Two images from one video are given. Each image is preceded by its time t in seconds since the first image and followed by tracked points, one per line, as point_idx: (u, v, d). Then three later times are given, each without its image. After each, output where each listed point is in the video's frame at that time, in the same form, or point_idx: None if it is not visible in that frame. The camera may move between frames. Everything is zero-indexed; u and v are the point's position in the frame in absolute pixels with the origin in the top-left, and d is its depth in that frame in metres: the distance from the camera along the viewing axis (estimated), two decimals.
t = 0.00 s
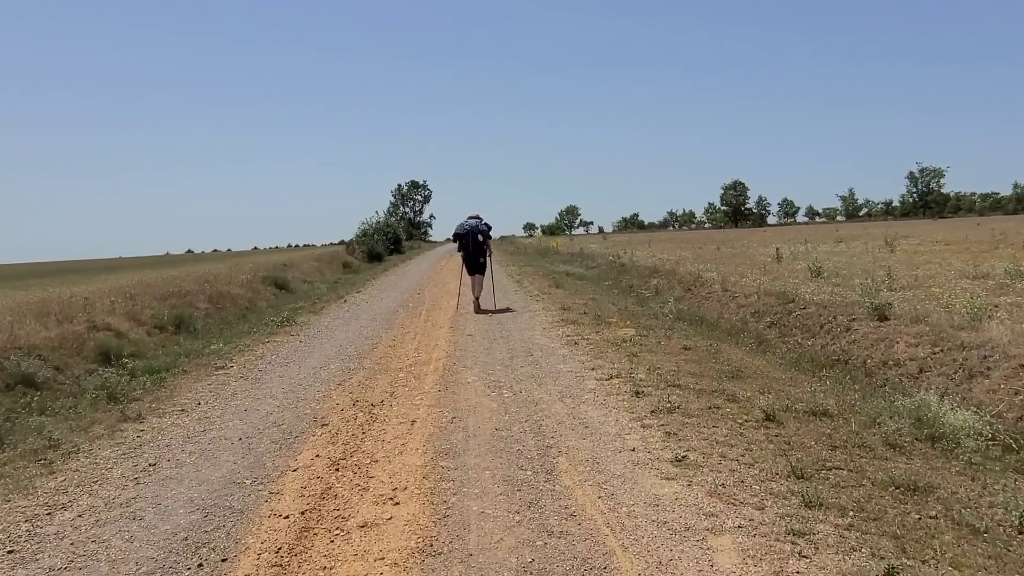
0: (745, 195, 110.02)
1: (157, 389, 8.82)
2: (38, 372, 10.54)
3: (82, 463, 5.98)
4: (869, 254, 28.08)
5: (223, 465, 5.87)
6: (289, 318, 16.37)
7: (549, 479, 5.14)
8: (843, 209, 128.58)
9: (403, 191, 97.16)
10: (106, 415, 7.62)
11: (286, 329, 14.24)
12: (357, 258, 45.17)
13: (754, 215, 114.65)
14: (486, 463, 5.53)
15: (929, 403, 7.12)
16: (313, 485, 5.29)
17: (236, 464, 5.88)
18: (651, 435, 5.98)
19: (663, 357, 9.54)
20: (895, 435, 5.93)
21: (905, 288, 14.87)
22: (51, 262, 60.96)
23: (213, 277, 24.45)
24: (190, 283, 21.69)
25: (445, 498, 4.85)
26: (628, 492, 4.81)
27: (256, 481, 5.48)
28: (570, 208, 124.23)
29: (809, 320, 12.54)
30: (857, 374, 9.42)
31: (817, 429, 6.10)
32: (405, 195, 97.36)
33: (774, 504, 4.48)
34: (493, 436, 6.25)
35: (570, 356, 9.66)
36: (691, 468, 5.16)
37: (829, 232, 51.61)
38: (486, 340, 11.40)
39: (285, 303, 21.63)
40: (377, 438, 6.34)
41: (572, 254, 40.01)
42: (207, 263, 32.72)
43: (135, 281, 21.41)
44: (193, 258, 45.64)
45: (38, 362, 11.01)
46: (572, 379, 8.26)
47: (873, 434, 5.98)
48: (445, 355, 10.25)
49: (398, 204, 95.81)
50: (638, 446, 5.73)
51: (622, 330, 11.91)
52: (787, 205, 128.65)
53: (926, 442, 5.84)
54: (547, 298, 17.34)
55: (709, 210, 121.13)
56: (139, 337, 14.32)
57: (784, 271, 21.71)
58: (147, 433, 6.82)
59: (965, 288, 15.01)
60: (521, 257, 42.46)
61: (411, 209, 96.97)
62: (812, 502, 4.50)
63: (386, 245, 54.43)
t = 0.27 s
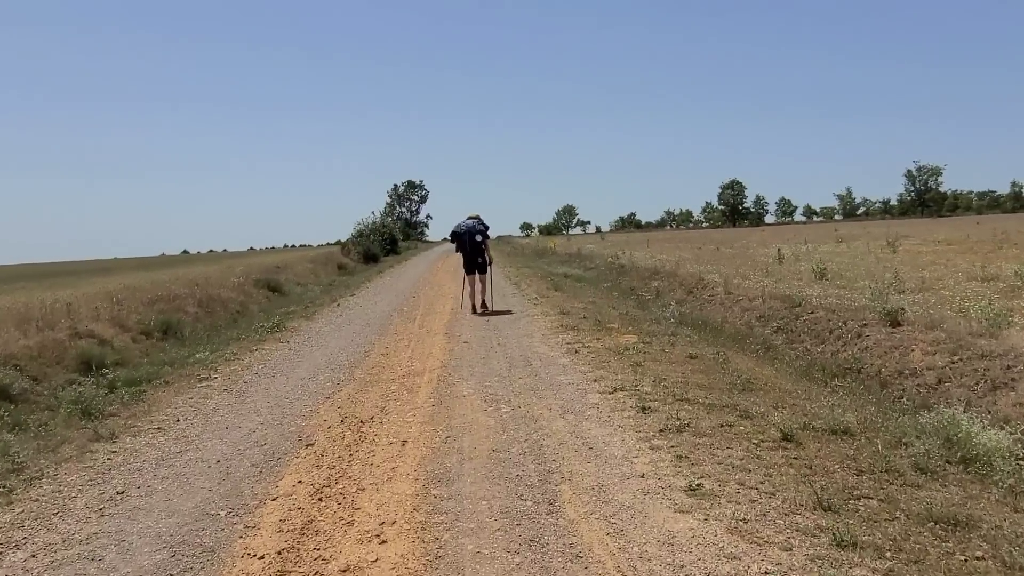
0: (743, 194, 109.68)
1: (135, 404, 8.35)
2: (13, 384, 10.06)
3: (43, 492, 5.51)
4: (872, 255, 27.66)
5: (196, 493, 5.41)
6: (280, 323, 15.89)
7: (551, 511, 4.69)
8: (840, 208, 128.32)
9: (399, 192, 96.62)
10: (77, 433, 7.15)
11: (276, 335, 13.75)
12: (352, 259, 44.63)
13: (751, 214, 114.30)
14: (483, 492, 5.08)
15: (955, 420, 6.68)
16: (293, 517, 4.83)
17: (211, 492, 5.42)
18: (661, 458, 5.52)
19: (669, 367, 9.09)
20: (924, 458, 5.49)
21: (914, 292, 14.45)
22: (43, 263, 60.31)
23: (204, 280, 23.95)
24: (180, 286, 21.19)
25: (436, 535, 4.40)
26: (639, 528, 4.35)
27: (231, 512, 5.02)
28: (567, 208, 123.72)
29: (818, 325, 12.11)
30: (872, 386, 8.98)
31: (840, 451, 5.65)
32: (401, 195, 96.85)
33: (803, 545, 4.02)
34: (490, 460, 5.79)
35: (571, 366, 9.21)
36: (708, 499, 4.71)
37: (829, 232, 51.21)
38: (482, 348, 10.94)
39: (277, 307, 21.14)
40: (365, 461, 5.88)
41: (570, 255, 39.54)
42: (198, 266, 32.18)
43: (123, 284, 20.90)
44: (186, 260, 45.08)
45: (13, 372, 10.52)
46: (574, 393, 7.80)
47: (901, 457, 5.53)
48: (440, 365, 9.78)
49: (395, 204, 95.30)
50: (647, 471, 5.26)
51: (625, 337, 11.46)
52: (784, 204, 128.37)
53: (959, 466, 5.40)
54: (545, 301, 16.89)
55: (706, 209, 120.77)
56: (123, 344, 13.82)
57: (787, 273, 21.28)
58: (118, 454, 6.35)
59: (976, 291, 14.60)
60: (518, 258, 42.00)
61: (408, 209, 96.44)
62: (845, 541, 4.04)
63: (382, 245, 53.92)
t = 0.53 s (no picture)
0: (744, 192, 109.16)
1: (110, 401, 7.86)
2: None
3: None
4: (878, 253, 27.16)
5: (164, 501, 4.92)
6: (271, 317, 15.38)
7: (554, 527, 4.20)
8: (842, 207, 127.79)
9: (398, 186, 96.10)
10: (43, 432, 6.66)
11: (266, 329, 13.27)
12: (350, 253, 44.14)
13: (752, 212, 113.82)
14: (478, 504, 4.60)
15: (988, 426, 6.20)
16: (267, 531, 4.35)
17: (180, 500, 4.93)
18: (674, 467, 5.04)
19: (677, 366, 8.62)
20: (962, 469, 5.01)
21: (928, 290, 13.98)
22: (39, 255, 59.77)
23: (196, 273, 23.43)
24: (171, 278, 20.69)
25: (426, 554, 3.92)
26: (652, 549, 3.88)
27: (199, 524, 4.53)
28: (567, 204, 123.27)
29: (829, 324, 11.63)
30: (891, 390, 8.51)
31: (870, 461, 5.17)
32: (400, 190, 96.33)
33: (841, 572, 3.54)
34: (487, 466, 5.31)
35: (573, 365, 8.73)
36: (728, 514, 4.23)
37: (832, 230, 50.70)
38: (480, 345, 10.46)
39: (271, 301, 20.62)
40: (351, 466, 5.40)
41: (570, 251, 39.06)
42: (193, 258, 31.69)
43: (113, 276, 20.38)
44: (181, 253, 44.57)
45: None
46: (576, 394, 7.32)
47: (936, 468, 5.05)
48: (435, 363, 9.30)
49: (394, 199, 94.74)
50: (659, 482, 4.78)
51: (629, 334, 10.98)
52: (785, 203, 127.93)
53: (1001, 479, 4.92)
54: (546, 297, 16.40)
55: (707, 207, 120.27)
56: (109, 337, 13.35)
57: (793, 271, 20.81)
58: (83, 456, 5.86)
59: (991, 290, 14.12)
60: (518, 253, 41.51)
61: (407, 204, 95.88)
62: (888, 567, 3.56)
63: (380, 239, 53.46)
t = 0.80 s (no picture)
0: (751, 192, 108.47)
1: (95, 414, 7.46)
2: None
3: None
4: (891, 255, 26.61)
5: (140, 534, 4.51)
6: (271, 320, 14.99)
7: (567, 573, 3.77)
8: (850, 208, 126.95)
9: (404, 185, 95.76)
10: (21, 450, 6.26)
11: (265, 334, 12.88)
12: (354, 252, 43.77)
13: (759, 213, 113.15)
14: (483, 542, 4.17)
15: None
16: (250, 573, 3.93)
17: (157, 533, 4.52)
18: (698, 500, 4.61)
19: (693, 379, 8.19)
20: (1015, 504, 4.56)
21: (950, 297, 13.48)
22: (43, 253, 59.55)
23: (197, 273, 23.05)
24: (171, 279, 20.31)
25: None
26: None
27: (174, 563, 4.12)
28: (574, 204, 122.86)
29: (849, 332, 11.17)
30: (920, 405, 8.05)
31: (912, 494, 4.72)
32: (406, 189, 96.02)
33: None
34: (492, 496, 4.89)
35: (583, 377, 8.29)
36: (762, 560, 3.80)
37: (841, 231, 50.08)
38: (486, 354, 10.04)
39: (272, 302, 20.23)
40: (344, 494, 4.98)
41: (577, 251, 38.58)
42: (195, 258, 31.32)
43: (112, 276, 20.01)
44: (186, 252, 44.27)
45: None
46: (588, 411, 6.88)
47: (986, 503, 4.60)
48: (438, 373, 8.88)
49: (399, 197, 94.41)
50: (683, 519, 4.34)
51: (641, 343, 10.54)
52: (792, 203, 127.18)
53: None
54: (553, 301, 15.98)
55: (714, 207, 119.60)
56: (103, 342, 12.96)
57: (807, 274, 20.31)
58: (58, 480, 5.45)
59: (1015, 297, 13.62)
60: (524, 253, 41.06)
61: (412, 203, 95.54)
62: None
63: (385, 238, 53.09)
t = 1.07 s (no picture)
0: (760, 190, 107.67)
1: (78, 421, 7.04)
2: None
3: None
4: (908, 253, 26.01)
5: (108, 561, 4.07)
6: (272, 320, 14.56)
7: None
8: (859, 206, 125.99)
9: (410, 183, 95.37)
10: None
11: (265, 334, 12.45)
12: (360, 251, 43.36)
13: (767, 211, 112.41)
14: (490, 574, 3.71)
15: None
16: None
17: (128, 559, 4.08)
18: (731, 525, 4.13)
19: (713, 384, 7.71)
20: None
21: (976, 296, 12.94)
22: (48, 252, 59.34)
23: (198, 272, 22.64)
24: (171, 278, 19.93)
25: None
26: None
27: None
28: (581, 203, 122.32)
29: (874, 334, 10.65)
30: (957, 413, 7.53)
31: (971, 519, 4.23)
32: (412, 187, 95.62)
33: None
34: (500, 518, 4.42)
35: (596, 382, 7.82)
36: None
37: (853, 229, 49.38)
38: (493, 356, 9.57)
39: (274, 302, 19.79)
40: (337, 516, 4.53)
41: (585, 249, 38.05)
42: (198, 257, 30.96)
43: (111, 276, 19.61)
44: (190, 252, 43.96)
45: None
46: (603, 419, 6.41)
47: None
48: (442, 377, 8.42)
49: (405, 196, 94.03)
50: (716, 547, 3.87)
51: (655, 344, 10.08)
52: (801, 201, 126.31)
53: None
54: (562, 300, 15.50)
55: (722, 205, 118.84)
56: (97, 343, 12.57)
57: (823, 273, 19.76)
58: (28, 497, 5.03)
59: None
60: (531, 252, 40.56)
61: (418, 201, 95.17)
62: None
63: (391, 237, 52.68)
